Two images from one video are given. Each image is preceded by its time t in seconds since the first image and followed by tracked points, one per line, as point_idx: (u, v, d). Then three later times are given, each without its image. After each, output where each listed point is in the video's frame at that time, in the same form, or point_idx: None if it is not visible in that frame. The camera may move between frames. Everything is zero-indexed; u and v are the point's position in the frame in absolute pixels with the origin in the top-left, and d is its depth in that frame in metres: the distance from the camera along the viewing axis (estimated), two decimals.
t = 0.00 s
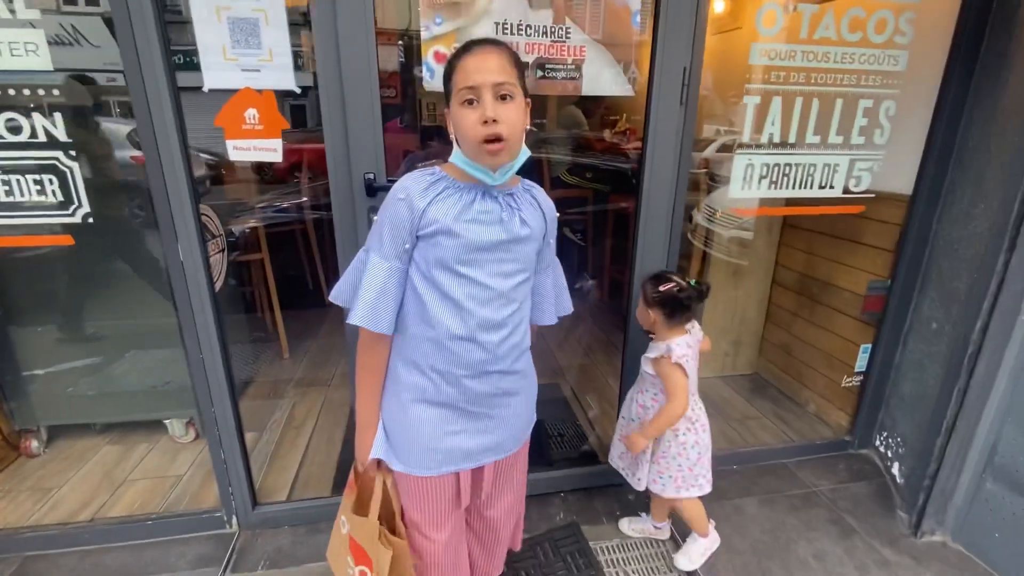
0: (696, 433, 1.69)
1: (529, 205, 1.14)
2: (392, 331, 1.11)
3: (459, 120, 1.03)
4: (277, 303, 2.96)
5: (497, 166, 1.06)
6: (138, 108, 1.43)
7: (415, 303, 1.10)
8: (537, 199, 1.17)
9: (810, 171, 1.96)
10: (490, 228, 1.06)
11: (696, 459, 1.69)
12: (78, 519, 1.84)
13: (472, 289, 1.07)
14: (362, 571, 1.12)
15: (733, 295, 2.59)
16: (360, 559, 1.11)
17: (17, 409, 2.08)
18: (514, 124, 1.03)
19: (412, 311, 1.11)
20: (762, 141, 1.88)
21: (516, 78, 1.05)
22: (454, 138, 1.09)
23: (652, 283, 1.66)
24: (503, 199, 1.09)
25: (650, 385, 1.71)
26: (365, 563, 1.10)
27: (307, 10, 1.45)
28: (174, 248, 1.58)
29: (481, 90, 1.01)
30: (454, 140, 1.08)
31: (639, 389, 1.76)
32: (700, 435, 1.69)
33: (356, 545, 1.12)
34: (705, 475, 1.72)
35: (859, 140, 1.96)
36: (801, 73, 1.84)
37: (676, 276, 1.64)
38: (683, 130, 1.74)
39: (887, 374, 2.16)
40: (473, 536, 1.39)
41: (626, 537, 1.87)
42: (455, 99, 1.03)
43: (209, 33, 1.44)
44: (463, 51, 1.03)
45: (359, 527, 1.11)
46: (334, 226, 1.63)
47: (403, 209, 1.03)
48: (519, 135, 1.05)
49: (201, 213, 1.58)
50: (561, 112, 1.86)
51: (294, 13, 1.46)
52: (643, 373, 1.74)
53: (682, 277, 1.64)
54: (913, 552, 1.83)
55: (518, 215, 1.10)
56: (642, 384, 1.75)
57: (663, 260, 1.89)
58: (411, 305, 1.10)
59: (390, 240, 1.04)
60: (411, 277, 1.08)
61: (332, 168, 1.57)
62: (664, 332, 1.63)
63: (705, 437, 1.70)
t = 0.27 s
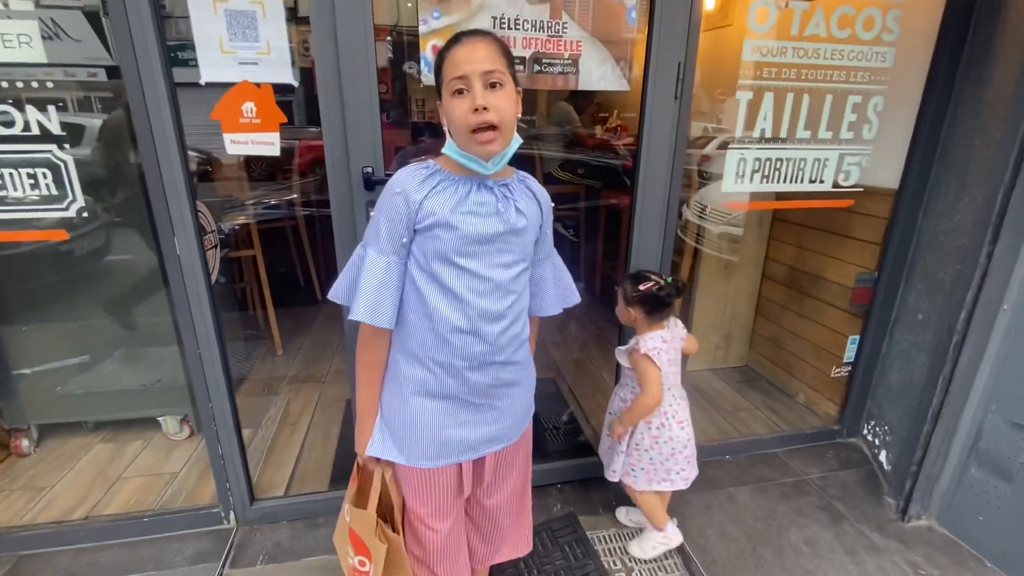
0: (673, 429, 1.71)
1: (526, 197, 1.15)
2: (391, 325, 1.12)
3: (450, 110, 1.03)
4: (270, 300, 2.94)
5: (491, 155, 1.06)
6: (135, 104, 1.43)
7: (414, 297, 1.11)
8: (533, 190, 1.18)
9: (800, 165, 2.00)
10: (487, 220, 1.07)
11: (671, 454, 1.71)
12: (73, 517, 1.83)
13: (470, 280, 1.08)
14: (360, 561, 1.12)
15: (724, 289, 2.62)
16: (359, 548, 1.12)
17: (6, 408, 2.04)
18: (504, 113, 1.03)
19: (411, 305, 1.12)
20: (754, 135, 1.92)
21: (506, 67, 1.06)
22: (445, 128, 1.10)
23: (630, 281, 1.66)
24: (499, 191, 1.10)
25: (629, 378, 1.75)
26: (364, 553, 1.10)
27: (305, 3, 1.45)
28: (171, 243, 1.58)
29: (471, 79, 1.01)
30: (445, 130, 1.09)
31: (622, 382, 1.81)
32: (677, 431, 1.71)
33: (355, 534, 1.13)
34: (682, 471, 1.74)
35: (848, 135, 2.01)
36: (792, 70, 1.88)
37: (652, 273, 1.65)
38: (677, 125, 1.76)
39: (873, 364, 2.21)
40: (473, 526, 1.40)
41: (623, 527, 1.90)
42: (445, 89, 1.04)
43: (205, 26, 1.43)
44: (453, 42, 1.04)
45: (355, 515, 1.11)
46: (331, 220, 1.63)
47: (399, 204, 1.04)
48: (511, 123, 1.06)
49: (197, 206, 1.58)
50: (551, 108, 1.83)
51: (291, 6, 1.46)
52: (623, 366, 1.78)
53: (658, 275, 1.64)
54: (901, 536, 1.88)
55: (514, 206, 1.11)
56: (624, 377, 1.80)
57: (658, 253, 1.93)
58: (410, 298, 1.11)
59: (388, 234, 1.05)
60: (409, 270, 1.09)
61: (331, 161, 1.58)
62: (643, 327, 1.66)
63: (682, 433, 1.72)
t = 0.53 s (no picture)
0: (643, 439, 1.71)
1: (520, 192, 1.15)
2: (388, 323, 1.12)
3: (446, 108, 1.04)
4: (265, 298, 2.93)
5: (486, 153, 1.07)
6: (132, 105, 1.44)
7: (411, 294, 1.11)
8: (527, 185, 1.18)
9: (794, 164, 2.03)
10: (481, 216, 1.06)
11: (641, 462, 1.72)
12: (67, 516, 1.82)
13: (466, 277, 1.08)
14: (365, 562, 1.14)
15: (719, 287, 2.63)
16: (361, 550, 1.13)
17: None
18: (499, 112, 1.04)
19: (407, 302, 1.12)
20: (750, 135, 1.94)
21: (501, 65, 1.06)
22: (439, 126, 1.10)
23: (612, 284, 1.66)
24: (493, 187, 1.10)
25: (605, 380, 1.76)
26: (368, 553, 1.12)
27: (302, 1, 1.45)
28: (167, 241, 1.57)
29: (467, 78, 1.01)
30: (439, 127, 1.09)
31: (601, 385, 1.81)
32: (646, 441, 1.71)
33: (355, 536, 1.14)
34: (652, 480, 1.74)
35: (842, 134, 2.03)
36: (787, 69, 1.89)
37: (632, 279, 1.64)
38: (675, 123, 1.79)
39: (866, 362, 2.23)
40: (471, 521, 1.41)
41: (619, 523, 1.90)
42: (440, 87, 1.04)
43: (202, 22, 1.43)
44: (448, 40, 1.03)
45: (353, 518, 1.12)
46: (329, 216, 1.63)
47: (393, 202, 1.04)
48: (505, 122, 1.07)
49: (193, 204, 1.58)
50: (546, 106, 1.82)
51: (289, 4, 1.46)
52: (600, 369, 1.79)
53: (638, 280, 1.63)
54: (894, 532, 1.90)
55: (508, 203, 1.10)
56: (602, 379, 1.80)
57: (655, 250, 1.94)
58: (407, 296, 1.11)
59: (382, 232, 1.05)
60: (405, 268, 1.09)
61: (328, 159, 1.58)
62: (619, 334, 1.65)
63: (653, 443, 1.72)
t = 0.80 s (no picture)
0: (616, 440, 1.71)
1: (519, 192, 1.15)
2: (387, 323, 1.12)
3: (438, 106, 1.04)
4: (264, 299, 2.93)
5: (476, 153, 1.07)
6: (132, 105, 1.44)
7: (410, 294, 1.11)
8: (526, 184, 1.18)
9: (793, 166, 2.04)
10: (480, 216, 1.07)
11: (613, 463, 1.71)
12: (66, 516, 1.81)
13: (464, 277, 1.09)
14: (375, 567, 1.12)
15: (719, 289, 2.62)
16: (371, 554, 1.11)
17: None
18: (491, 112, 1.03)
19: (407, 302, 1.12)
20: (750, 137, 1.95)
21: (497, 66, 1.05)
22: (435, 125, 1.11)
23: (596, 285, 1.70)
24: (492, 186, 1.10)
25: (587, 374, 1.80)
26: (379, 556, 1.10)
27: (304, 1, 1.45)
28: (168, 240, 1.57)
29: (458, 77, 1.01)
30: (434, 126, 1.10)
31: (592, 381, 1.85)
32: (618, 443, 1.71)
33: (362, 541, 1.11)
34: (625, 484, 1.72)
35: (841, 137, 2.04)
36: (786, 71, 1.90)
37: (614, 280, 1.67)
38: (675, 125, 1.79)
39: (864, 364, 2.24)
40: (471, 520, 1.41)
41: (618, 524, 1.91)
42: (434, 86, 1.05)
43: (204, 21, 1.43)
44: (446, 39, 1.04)
45: (359, 521, 1.10)
46: (330, 217, 1.63)
47: (391, 203, 1.05)
48: (498, 123, 1.06)
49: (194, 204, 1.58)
50: (545, 108, 1.78)
51: (290, 4, 1.46)
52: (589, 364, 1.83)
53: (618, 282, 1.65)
54: (892, 533, 1.91)
55: (506, 204, 1.10)
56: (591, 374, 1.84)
57: (654, 251, 1.95)
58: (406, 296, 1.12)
59: (381, 233, 1.05)
60: (404, 268, 1.10)
61: (329, 159, 1.58)
62: (598, 334, 1.67)
63: (625, 445, 1.71)
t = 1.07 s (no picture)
0: (589, 431, 1.72)
1: (521, 189, 1.14)
2: (388, 321, 1.12)
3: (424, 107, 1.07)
4: (266, 299, 2.93)
5: (460, 154, 1.06)
6: (137, 106, 1.44)
7: (411, 292, 1.11)
8: (528, 182, 1.17)
9: (797, 169, 2.03)
10: (481, 214, 1.06)
11: (585, 452, 1.73)
12: (66, 517, 1.81)
13: (465, 276, 1.08)
14: (385, 552, 1.06)
15: (722, 291, 2.62)
16: (380, 540, 1.05)
17: None
18: (468, 113, 1.02)
19: (407, 300, 1.12)
20: (753, 140, 1.95)
21: (482, 64, 1.03)
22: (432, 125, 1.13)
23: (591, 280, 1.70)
24: (493, 185, 1.10)
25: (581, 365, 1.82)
26: (388, 541, 1.05)
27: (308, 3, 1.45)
28: (170, 241, 1.57)
29: (439, 78, 1.02)
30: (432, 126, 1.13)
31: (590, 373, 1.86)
32: (592, 434, 1.71)
33: (370, 527, 1.06)
34: (596, 474, 1.72)
35: (845, 139, 2.04)
36: (790, 74, 1.90)
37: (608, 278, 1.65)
38: (678, 127, 1.79)
39: (868, 367, 2.23)
40: (472, 522, 1.40)
41: (620, 527, 1.90)
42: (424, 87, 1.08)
43: (208, 22, 1.43)
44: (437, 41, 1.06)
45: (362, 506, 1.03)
46: (334, 218, 1.63)
47: (392, 200, 1.04)
48: (480, 124, 1.04)
49: (196, 206, 1.58)
50: (548, 110, 1.78)
51: (294, 5, 1.46)
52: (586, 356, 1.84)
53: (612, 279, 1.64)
54: (895, 537, 1.90)
55: (507, 202, 1.09)
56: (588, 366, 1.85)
57: (657, 253, 1.95)
58: (407, 294, 1.11)
59: (381, 230, 1.05)
60: (405, 266, 1.09)
61: (332, 161, 1.58)
62: (589, 329, 1.67)
63: (599, 438, 1.71)
